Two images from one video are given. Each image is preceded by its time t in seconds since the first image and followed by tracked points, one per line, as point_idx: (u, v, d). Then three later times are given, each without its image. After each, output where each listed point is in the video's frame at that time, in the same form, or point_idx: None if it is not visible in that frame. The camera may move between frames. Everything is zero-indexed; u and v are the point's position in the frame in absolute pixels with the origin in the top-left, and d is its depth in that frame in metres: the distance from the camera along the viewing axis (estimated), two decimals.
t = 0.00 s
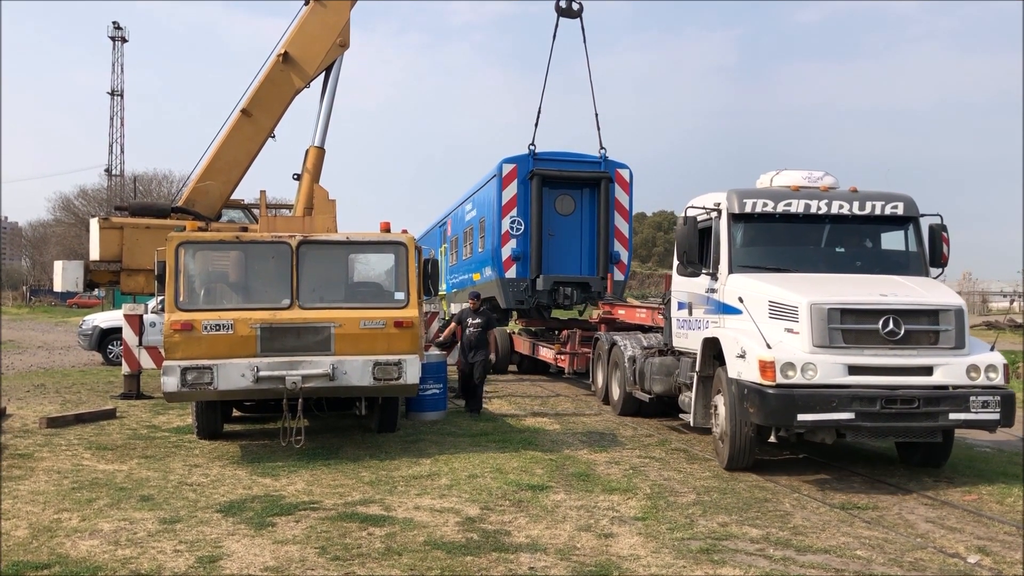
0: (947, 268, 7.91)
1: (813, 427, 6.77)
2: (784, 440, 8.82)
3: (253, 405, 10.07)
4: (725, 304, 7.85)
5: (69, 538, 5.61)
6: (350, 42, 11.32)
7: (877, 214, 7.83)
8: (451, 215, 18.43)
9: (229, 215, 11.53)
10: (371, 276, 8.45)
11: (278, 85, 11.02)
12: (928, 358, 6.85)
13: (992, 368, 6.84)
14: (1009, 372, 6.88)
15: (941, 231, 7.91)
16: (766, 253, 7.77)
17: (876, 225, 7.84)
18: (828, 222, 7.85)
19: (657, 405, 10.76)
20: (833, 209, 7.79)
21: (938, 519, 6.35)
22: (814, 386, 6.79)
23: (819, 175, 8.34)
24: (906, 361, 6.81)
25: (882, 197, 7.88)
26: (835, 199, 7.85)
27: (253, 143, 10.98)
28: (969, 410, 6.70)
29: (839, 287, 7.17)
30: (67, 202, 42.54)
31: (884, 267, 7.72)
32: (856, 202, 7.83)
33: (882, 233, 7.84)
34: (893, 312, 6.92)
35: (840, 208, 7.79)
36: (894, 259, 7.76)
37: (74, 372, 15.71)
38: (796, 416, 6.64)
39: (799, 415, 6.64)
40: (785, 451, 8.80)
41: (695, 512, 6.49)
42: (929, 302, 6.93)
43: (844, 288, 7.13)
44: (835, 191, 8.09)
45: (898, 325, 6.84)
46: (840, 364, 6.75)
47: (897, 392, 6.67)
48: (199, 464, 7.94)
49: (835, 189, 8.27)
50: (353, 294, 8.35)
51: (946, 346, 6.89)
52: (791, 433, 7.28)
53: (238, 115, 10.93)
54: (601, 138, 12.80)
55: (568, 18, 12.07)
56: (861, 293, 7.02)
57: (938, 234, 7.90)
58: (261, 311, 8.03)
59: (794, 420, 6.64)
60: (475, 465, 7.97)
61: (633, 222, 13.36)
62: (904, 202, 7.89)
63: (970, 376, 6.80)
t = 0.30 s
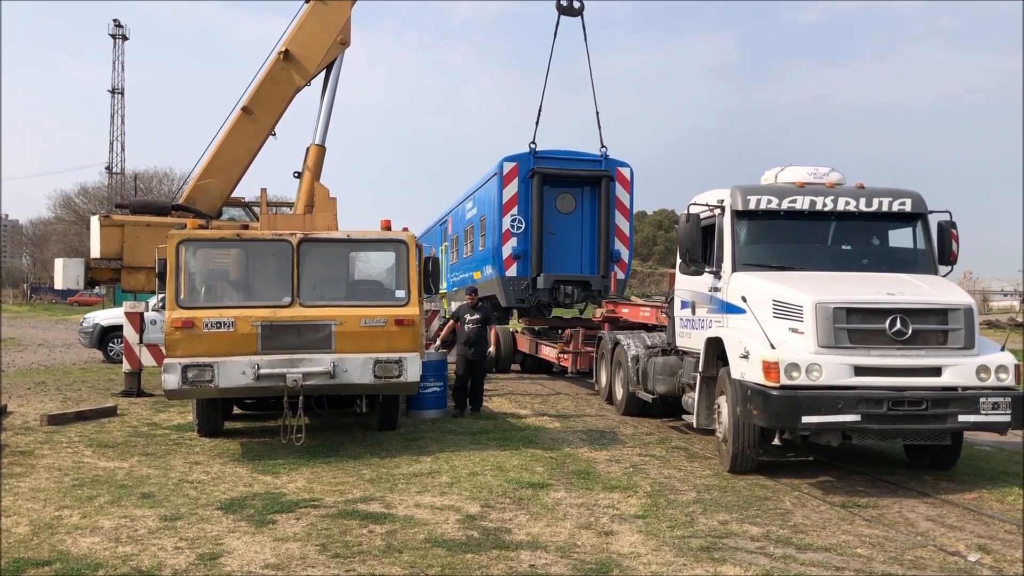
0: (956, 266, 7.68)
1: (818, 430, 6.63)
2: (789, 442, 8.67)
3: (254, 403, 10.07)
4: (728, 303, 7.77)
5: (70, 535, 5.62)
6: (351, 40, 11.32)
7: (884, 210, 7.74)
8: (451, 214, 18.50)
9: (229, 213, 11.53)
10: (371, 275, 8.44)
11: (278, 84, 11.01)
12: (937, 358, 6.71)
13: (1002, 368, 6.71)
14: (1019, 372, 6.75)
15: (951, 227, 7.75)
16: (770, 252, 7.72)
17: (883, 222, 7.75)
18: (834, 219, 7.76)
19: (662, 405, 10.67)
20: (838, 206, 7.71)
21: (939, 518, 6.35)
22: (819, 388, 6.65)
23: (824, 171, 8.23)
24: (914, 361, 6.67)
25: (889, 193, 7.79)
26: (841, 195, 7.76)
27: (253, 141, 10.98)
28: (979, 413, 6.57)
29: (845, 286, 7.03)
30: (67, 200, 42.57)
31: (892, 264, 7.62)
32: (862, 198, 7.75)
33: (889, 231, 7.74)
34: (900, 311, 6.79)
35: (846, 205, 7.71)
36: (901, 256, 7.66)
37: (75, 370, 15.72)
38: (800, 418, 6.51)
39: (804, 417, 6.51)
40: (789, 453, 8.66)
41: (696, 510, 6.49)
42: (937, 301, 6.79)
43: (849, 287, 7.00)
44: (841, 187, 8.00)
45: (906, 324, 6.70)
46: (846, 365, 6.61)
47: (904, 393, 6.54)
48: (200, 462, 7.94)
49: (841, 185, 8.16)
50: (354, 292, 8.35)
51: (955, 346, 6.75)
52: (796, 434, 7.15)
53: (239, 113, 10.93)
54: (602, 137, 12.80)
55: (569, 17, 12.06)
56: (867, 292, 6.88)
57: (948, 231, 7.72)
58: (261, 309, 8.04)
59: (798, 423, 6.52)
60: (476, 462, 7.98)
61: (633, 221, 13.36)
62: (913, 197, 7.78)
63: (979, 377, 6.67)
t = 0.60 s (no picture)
0: (963, 260, 7.58)
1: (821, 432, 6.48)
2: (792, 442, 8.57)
3: (254, 399, 10.08)
4: (731, 302, 7.71)
5: (71, 531, 5.62)
6: (351, 36, 11.30)
7: (889, 205, 7.63)
8: (451, 211, 18.60)
9: (229, 209, 11.52)
10: (371, 272, 8.45)
11: (279, 80, 11.00)
12: (944, 357, 6.53)
13: (1012, 366, 6.53)
14: None
15: (958, 222, 7.65)
16: (773, 248, 7.64)
17: (888, 218, 7.65)
18: (838, 214, 7.66)
19: (665, 403, 10.61)
20: (842, 201, 7.63)
21: (939, 515, 6.36)
22: (822, 388, 6.47)
23: (829, 165, 8.13)
24: (920, 360, 6.50)
25: (894, 188, 7.69)
26: (844, 190, 7.69)
27: (254, 138, 10.98)
28: (988, 412, 6.40)
29: (849, 284, 6.87)
30: (68, 196, 42.59)
31: (897, 261, 7.50)
32: (866, 193, 7.65)
33: (895, 226, 7.64)
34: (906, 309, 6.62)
35: (850, 200, 7.62)
36: (908, 252, 7.54)
37: (75, 365, 15.73)
38: (803, 420, 6.37)
39: (806, 418, 6.36)
40: (792, 454, 8.55)
41: (696, 507, 6.50)
42: (944, 298, 6.61)
43: (854, 285, 6.84)
44: (845, 181, 7.91)
45: (911, 322, 6.55)
46: (850, 365, 6.44)
47: (910, 393, 6.38)
48: (201, 458, 7.95)
49: (845, 179, 8.05)
50: (354, 289, 8.35)
51: (962, 344, 6.57)
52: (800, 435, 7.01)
53: (239, 110, 10.92)
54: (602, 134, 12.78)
55: (570, 13, 12.04)
56: (872, 290, 6.72)
57: (955, 226, 7.63)
58: (262, 306, 8.04)
59: (800, 424, 6.36)
60: (476, 459, 7.98)
61: (633, 218, 13.37)
62: (918, 192, 7.69)
63: (988, 375, 6.49)
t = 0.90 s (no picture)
0: (972, 257, 7.48)
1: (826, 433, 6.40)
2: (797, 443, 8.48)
3: (254, 396, 10.08)
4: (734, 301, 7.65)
5: (71, 527, 5.62)
6: (352, 33, 11.29)
7: (896, 200, 7.57)
8: (451, 208, 18.69)
9: (229, 206, 11.51)
10: (372, 269, 8.44)
11: (279, 77, 10.99)
12: (952, 356, 6.44)
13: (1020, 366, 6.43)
14: None
15: (967, 217, 7.56)
16: (776, 245, 7.58)
17: (894, 213, 7.58)
18: (843, 210, 7.60)
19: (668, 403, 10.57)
20: (847, 196, 7.57)
21: (939, 513, 6.35)
22: (827, 389, 6.39)
23: (833, 160, 8.10)
24: (927, 360, 6.41)
25: (901, 182, 7.62)
26: (849, 185, 7.63)
27: (254, 134, 10.97)
28: (997, 413, 6.31)
29: (855, 282, 6.79)
30: (68, 192, 42.59)
31: (904, 258, 7.43)
32: (872, 188, 7.59)
33: (902, 222, 7.56)
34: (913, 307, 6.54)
35: (855, 196, 7.57)
36: (914, 248, 7.46)
37: (75, 361, 15.73)
38: (807, 420, 6.30)
39: (810, 420, 6.28)
40: (798, 455, 8.46)
41: (697, 504, 6.50)
42: (951, 296, 6.53)
43: (859, 282, 6.76)
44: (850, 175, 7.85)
45: (918, 321, 6.45)
46: (855, 365, 6.37)
47: (916, 394, 6.28)
48: (201, 454, 7.95)
49: (850, 174, 8.01)
50: (355, 285, 8.34)
51: (970, 343, 6.47)
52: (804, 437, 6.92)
53: (240, 106, 10.91)
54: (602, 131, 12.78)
55: (571, 10, 12.02)
56: (878, 287, 6.64)
57: (964, 221, 7.53)
58: (262, 303, 8.03)
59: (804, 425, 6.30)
60: (477, 456, 7.98)
61: (634, 215, 13.33)
62: (925, 187, 7.62)
63: (997, 375, 6.38)
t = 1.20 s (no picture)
0: (982, 255, 7.42)
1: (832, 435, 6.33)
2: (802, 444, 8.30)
3: (255, 394, 10.09)
4: (736, 299, 7.53)
5: (72, 525, 5.62)
6: (353, 31, 11.28)
7: (903, 197, 7.50)
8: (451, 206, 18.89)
9: (230, 203, 11.51)
10: (372, 267, 8.44)
11: (280, 75, 10.98)
12: (961, 356, 6.38)
13: None
14: None
15: (976, 214, 7.49)
16: (781, 242, 7.48)
17: (902, 211, 7.51)
18: (849, 207, 7.52)
19: (673, 403, 10.50)
20: (854, 192, 7.49)
21: (940, 512, 6.35)
22: (831, 389, 6.33)
23: (840, 156, 8.02)
24: (934, 360, 6.35)
25: (909, 178, 7.55)
26: (856, 181, 7.55)
27: (255, 132, 10.97)
28: (1007, 415, 6.22)
29: (860, 280, 6.71)
30: (69, 189, 42.61)
31: (911, 256, 7.35)
32: (879, 184, 7.51)
33: (909, 219, 7.49)
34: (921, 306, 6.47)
35: (862, 192, 7.49)
36: (922, 247, 7.38)
37: (76, 359, 15.73)
38: (811, 422, 6.24)
39: (814, 421, 6.23)
40: (803, 456, 8.28)
41: (697, 503, 6.50)
42: (960, 295, 6.46)
43: (865, 281, 6.68)
44: (857, 171, 7.75)
45: (925, 320, 6.40)
46: (861, 365, 6.31)
47: (924, 395, 6.21)
48: (201, 452, 7.95)
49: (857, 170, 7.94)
50: (355, 283, 8.34)
51: (979, 343, 6.41)
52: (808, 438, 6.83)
53: (240, 104, 10.91)
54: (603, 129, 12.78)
55: (572, 8, 12.00)
56: (884, 286, 6.57)
57: (973, 219, 7.48)
58: (263, 300, 8.03)
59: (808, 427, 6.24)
60: (477, 454, 7.98)
61: (634, 214, 13.32)
62: (934, 183, 7.55)
63: (1006, 376, 6.33)
